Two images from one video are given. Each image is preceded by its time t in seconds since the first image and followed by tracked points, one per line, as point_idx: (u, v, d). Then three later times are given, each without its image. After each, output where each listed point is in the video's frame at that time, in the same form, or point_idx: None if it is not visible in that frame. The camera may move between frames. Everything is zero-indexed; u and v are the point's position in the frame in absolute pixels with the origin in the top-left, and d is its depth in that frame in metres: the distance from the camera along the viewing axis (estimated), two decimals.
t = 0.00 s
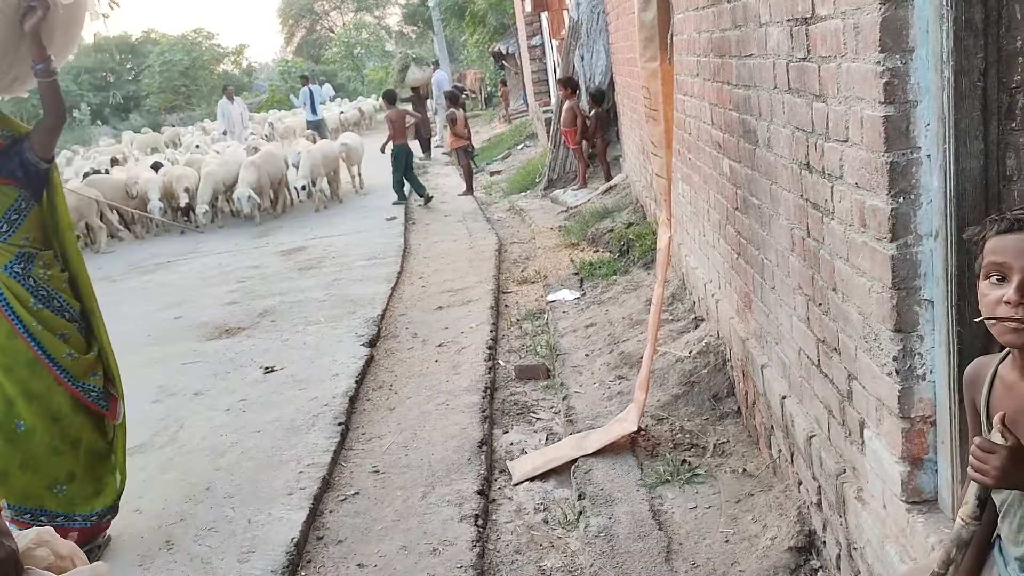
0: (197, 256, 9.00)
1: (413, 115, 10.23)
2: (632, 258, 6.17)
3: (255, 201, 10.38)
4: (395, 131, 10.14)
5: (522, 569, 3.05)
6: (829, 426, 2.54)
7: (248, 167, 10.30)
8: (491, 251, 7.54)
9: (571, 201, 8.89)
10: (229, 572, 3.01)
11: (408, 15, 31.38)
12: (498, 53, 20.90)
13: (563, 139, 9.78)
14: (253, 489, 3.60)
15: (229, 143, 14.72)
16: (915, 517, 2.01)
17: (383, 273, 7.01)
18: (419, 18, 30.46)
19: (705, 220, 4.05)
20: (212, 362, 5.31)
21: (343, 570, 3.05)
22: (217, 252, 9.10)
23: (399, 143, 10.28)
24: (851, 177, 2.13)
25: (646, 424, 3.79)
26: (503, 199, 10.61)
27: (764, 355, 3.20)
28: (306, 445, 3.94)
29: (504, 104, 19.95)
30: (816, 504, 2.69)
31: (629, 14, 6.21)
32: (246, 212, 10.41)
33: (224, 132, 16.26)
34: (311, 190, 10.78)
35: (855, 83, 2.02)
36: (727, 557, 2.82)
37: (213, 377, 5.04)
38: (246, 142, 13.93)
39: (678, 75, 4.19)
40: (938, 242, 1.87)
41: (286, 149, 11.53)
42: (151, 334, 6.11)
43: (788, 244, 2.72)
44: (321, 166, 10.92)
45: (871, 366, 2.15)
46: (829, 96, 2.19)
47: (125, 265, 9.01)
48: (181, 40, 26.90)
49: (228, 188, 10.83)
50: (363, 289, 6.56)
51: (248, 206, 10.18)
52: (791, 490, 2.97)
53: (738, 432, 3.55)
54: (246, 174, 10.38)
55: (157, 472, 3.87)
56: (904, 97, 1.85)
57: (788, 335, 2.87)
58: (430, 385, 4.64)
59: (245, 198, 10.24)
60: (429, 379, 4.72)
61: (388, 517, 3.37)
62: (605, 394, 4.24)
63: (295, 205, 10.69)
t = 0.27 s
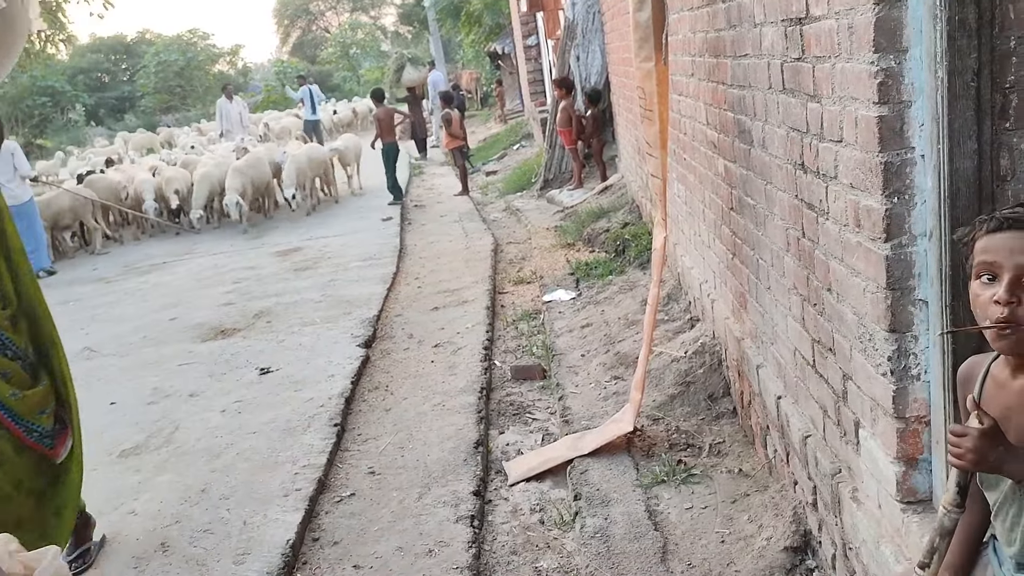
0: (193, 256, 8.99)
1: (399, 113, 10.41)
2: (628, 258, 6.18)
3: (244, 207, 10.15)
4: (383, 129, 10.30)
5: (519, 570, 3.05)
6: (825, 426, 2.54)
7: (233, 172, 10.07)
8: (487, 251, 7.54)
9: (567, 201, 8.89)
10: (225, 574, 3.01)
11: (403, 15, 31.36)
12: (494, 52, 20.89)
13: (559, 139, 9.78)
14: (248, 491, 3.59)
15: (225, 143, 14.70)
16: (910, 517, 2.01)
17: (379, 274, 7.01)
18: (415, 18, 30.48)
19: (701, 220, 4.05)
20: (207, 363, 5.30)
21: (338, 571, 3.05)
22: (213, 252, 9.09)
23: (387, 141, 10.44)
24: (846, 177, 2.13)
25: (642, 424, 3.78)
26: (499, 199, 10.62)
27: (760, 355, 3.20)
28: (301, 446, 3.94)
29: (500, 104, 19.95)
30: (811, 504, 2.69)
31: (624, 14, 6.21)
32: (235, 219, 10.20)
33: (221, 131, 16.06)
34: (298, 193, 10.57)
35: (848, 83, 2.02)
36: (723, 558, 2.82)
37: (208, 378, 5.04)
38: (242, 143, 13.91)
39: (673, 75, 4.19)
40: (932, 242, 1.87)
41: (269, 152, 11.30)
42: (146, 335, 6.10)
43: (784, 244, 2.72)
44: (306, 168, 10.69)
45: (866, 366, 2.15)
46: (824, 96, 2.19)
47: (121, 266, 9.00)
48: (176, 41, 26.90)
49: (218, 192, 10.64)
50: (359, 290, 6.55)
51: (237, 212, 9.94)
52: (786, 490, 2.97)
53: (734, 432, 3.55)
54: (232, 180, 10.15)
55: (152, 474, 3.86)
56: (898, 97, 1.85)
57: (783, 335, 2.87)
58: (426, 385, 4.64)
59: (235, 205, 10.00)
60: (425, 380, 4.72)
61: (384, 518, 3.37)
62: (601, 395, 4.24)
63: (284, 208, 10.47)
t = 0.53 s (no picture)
0: (191, 256, 8.98)
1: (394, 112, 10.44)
2: (625, 258, 6.18)
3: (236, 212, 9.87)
4: (379, 128, 10.33)
5: (517, 569, 3.05)
6: (822, 423, 2.55)
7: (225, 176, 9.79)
8: (484, 251, 7.54)
9: (564, 200, 8.89)
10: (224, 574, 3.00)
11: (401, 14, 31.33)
12: (492, 52, 20.88)
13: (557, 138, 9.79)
14: (246, 490, 3.59)
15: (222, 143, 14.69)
16: (908, 514, 2.02)
17: (377, 274, 7.01)
18: (412, 18, 30.51)
19: (698, 219, 4.05)
20: (206, 362, 5.30)
21: (337, 570, 3.05)
22: (211, 252, 9.08)
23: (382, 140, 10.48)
24: (843, 176, 2.13)
25: (640, 423, 3.79)
26: (497, 198, 10.62)
27: (758, 353, 3.20)
28: (300, 445, 3.94)
29: (498, 104, 19.94)
30: (809, 502, 2.69)
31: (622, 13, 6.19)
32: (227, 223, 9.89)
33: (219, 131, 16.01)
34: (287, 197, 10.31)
35: (846, 81, 2.02)
36: (721, 556, 2.82)
37: (207, 378, 5.03)
38: (240, 142, 13.91)
39: (671, 74, 4.19)
40: (930, 240, 1.88)
41: (255, 155, 11.01)
42: (144, 335, 6.09)
43: (781, 243, 2.72)
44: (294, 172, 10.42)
45: (864, 364, 2.16)
46: (821, 94, 2.19)
47: (119, 266, 9.00)
48: (173, 41, 26.92)
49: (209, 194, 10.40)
50: (357, 289, 6.56)
51: (229, 218, 9.71)
52: (784, 488, 2.98)
53: (732, 431, 3.56)
54: (221, 185, 9.88)
55: (150, 474, 3.86)
56: (895, 96, 1.85)
57: (781, 333, 2.87)
58: (424, 385, 4.64)
59: (225, 209, 9.77)
60: (423, 379, 4.72)
61: (382, 517, 3.37)
62: (599, 393, 4.24)
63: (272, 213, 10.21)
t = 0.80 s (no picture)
0: (190, 256, 8.98)
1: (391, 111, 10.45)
2: (625, 257, 6.18)
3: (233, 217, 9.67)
4: (376, 127, 10.34)
5: (517, 568, 3.06)
6: (822, 423, 2.55)
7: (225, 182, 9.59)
8: (484, 250, 7.54)
9: (564, 200, 8.89)
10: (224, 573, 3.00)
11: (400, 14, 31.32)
12: (491, 52, 20.87)
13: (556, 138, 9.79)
14: (247, 490, 3.59)
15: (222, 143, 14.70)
16: (907, 512, 2.02)
17: (376, 273, 7.00)
18: (412, 17, 30.52)
19: (698, 218, 4.05)
20: (206, 362, 5.31)
21: (337, 570, 3.05)
22: (210, 252, 9.08)
23: (380, 139, 10.48)
24: (843, 175, 2.13)
25: (640, 422, 3.79)
26: (497, 197, 10.61)
27: (758, 352, 3.21)
28: (300, 444, 3.94)
29: (497, 103, 19.94)
30: (810, 501, 2.69)
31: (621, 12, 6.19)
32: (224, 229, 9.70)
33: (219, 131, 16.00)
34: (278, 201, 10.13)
35: (846, 80, 2.02)
36: (722, 555, 2.83)
37: (208, 377, 5.03)
38: (240, 142, 13.92)
39: (671, 73, 4.19)
40: (930, 239, 1.88)
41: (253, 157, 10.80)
42: (144, 334, 6.09)
43: (781, 242, 2.72)
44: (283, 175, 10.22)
45: (864, 362, 2.16)
46: (821, 93, 2.20)
47: (118, 266, 9.00)
48: (173, 40, 26.94)
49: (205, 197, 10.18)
50: (357, 289, 6.55)
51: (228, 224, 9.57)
52: (784, 487, 2.98)
53: (732, 429, 3.56)
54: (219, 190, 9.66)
55: (150, 473, 3.86)
56: (895, 94, 1.85)
57: (781, 332, 2.87)
58: (424, 384, 4.64)
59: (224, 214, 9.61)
60: (423, 378, 4.72)
61: (383, 516, 3.37)
62: (599, 393, 4.24)
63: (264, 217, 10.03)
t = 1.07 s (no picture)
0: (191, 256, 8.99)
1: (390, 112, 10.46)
2: (624, 256, 6.20)
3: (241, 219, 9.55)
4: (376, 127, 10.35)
5: (517, 566, 3.07)
6: (821, 421, 2.56)
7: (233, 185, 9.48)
8: (484, 250, 7.56)
9: (564, 199, 8.90)
10: (226, 571, 3.02)
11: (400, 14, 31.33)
12: (491, 52, 20.89)
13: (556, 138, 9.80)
14: (248, 488, 3.61)
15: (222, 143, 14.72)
16: (905, 510, 2.03)
17: (376, 272, 7.02)
18: (412, 17, 30.54)
19: (697, 218, 4.07)
20: (207, 361, 5.32)
21: (338, 568, 3.06)
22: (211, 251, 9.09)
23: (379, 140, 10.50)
24: (841, 175, 2.14)
25: (639, 421, 3.80)
26: (497, 197, 10.63)
27: (756, 351, 3.22)
28: (301, 443, 3.96)
29: (496, 103, 19.95)
30: (808, 499, 2.71)
31: (620, 11, 6.20)
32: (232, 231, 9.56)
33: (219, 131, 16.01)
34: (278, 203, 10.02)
35: (843, 81, 2.04)
36: (721, 552, 2.84)
37: (209, 377, 5.04)
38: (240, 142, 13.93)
39: (670, 73, 4.20)
40: (927, 238, 1.89)
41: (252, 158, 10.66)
42: (145, 334, 6.11)
43: (779, 241, 2.74)
44: (275, 177, 10.16)
45: (862, 361, 2.17)
46: (819, 94, 2.21)
47: (119, 266, 9.01)
48: (174, 41, 26.99)
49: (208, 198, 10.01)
50: (357, 288, 6.57)
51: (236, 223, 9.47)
52: (783, 486, 3.00)
53: (731, 428, 3.57)
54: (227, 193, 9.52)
55: (152, 472, 3.88)
56: (893, 95, 1.87)
57: (779, 331, 2.89)
58: (424, 383, 4.65)
59: (231, 214, 9.52)
60: (424, 378, 4.73)
61: (383, 515, 3.38)
62: (599, 392, 4.26)
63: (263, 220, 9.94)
